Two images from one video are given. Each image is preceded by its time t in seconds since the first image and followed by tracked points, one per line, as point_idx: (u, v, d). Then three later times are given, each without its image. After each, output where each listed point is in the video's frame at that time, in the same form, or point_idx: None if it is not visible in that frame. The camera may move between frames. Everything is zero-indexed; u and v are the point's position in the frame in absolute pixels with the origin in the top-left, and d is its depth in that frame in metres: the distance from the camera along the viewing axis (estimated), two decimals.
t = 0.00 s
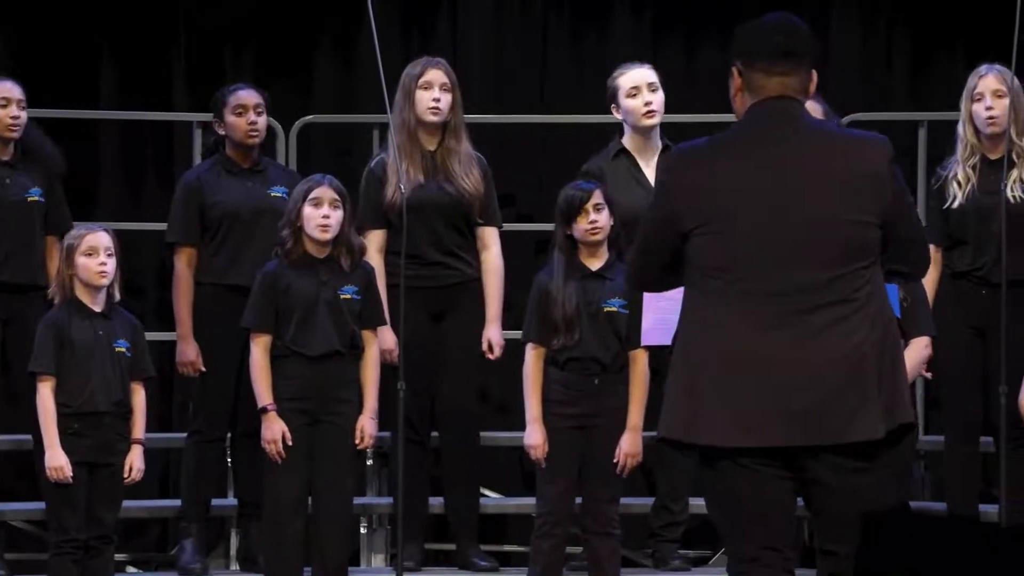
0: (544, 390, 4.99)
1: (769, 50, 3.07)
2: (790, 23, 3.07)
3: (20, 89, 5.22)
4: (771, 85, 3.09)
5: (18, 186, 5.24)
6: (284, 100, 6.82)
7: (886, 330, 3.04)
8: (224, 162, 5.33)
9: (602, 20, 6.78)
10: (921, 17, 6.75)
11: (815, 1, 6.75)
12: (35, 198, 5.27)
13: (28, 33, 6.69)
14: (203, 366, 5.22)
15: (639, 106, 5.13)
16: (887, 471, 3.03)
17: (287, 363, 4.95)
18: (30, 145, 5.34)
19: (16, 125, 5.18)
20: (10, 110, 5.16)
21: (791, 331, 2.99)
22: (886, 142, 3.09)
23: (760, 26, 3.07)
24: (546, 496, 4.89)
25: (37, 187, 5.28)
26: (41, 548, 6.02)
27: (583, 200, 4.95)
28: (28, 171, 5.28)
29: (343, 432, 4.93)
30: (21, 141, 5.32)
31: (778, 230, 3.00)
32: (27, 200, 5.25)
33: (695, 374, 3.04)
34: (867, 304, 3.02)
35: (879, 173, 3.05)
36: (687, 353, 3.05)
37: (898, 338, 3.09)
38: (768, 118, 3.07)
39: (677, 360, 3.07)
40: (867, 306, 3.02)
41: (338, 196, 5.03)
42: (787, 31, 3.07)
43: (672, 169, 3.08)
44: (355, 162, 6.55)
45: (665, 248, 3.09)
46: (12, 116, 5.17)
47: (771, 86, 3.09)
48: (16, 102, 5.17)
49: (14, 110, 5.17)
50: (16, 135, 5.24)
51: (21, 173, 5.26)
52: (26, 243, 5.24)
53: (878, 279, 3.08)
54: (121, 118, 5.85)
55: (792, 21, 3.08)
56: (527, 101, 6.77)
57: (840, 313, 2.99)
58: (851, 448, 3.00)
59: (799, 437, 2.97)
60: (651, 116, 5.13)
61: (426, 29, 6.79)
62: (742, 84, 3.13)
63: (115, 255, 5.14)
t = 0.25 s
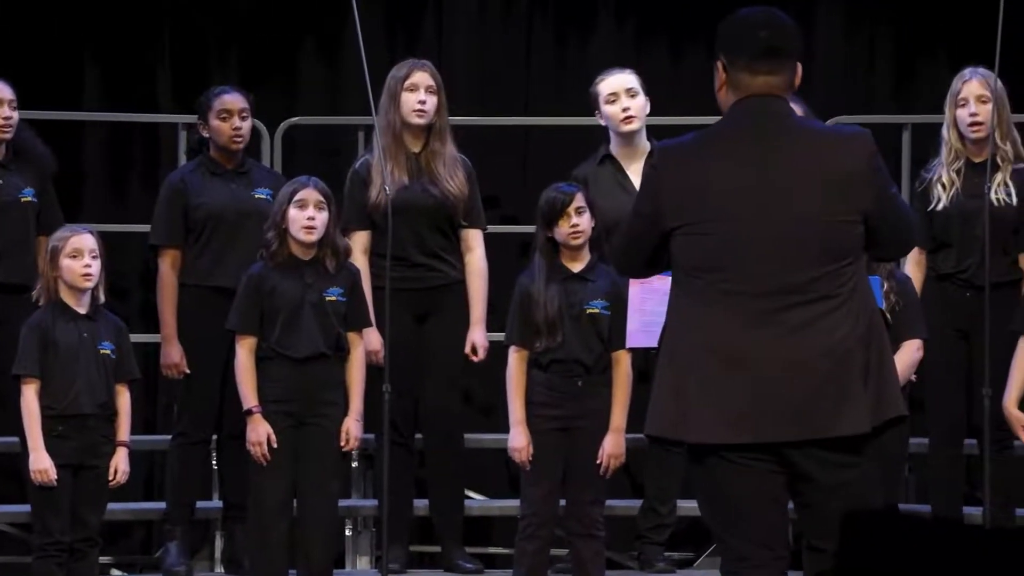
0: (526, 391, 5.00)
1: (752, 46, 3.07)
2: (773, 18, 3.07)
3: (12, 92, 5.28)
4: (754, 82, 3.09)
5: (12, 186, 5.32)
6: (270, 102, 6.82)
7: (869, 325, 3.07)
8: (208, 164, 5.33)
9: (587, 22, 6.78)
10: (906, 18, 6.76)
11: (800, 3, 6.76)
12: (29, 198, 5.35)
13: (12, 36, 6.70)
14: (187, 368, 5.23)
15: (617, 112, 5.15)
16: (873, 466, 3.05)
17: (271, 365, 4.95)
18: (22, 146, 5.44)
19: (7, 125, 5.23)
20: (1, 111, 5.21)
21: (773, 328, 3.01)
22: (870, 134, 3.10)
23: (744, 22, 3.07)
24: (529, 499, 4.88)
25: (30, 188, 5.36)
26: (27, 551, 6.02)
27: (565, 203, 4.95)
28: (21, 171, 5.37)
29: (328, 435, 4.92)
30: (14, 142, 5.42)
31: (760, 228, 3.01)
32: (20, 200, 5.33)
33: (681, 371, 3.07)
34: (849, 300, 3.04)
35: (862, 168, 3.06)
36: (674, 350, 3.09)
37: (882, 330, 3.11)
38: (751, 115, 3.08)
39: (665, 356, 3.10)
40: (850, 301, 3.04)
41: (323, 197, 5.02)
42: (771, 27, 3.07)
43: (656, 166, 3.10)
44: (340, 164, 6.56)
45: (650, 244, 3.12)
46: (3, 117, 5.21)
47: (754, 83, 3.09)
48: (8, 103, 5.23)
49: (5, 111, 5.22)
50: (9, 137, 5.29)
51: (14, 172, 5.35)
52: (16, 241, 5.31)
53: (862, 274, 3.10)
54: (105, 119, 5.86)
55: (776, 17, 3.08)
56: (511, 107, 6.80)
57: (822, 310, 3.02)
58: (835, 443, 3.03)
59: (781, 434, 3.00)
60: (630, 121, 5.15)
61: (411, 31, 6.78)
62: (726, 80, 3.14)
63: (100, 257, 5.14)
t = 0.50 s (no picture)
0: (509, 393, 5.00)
1: (754, 48, 3.08)
2: (774, 21, 3.08)
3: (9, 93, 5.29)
4: (753, 85, 3.11)
5: (10, 187, 5.33)
6: (255, 104, 6.82)
7: (864, 330, 3.09)
8: (192, 166, 5.32)
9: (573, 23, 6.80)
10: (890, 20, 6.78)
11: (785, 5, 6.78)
12: (25, 199, 5.36)
13: None
14: (171, 371, 5.24)
15: (595, 115, 5.16)
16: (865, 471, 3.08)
17: (257, 367, 4.95)
18: (19, 147, 5.46)
19: (5, 125, 5.23)
20: None
21: (772, 332, 3.02)
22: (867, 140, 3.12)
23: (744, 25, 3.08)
24: (513, 501, 4.89)
25: (27, 189, 5.37)
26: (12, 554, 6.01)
27: (548, 206, 4.96)
28: (17, 172, 5.39)
29: (313, 438, 4.92)
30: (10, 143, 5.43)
31: (758, 232, 3.02)
32: (18, 202, 5.34)
33: (676, 372, 3.09)
34: (845, 306, 3.06)
35: (858, 173, 3.07)
36: (668, 352, 3.10)
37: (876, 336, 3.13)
38: (749, 118, 3.10)
39: (659, 357, 3.12)
40: (846, 307, 3.06)
41: (309, 199, 5.02)
42: (772, 29, 3.08)
43: (653, 167, 3.11)
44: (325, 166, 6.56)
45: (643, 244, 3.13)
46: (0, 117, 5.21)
47: (754, 86, 3.11)
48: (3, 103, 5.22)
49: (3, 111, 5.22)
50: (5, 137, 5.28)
51: (11, 173, 5.36)
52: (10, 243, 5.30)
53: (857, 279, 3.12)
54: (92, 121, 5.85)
55: (776, 21, 3.09)
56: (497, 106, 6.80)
57: (818, 316, 3.03)
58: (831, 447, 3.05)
59: (776, 438, 3.02)
60: (609, 123, 5.16)
61: (397, 32, 6.80)
62: (725, 82, 3.15)
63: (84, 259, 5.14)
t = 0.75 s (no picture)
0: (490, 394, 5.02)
1: (764, 51, 3.00)
2: (787, 24, 3.01)
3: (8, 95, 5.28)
4: (763, 86, 3.02)
5: (8, 189, 5.31)
6: (241, 106, 6.83)
7: (864, 337, 3.01)
8: (178, 168, 5.32)
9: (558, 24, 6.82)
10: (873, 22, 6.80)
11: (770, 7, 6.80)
12: (24, 202, 5.34)
13: None
14: (158, 373, 5.21)
15: (577, 114, 5.14)
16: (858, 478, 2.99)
17: (242, 369, 4.94)
18: (16, 149, 5.43)
19: (5, 128, 5.22)
20: None
21: (779, 335, 2.93)
22: (875, 145, 3.03)
23: (759, 25, 3.01)
24: (496, 503, 4.89)
25: (25, 191, 5.35)
26: None
27: (532, 207, 4.93)
28: (16, 174, 5.37)
29: (299, 439, 4.91)
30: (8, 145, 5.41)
31: (766, 231, 2.93)
32: (15, 204, 5.32)
33: (676, 373, 2.97)
34: (850, 311, 2.98)
35: (869, 178, 2.99)
36: (668, 350, 2.99)
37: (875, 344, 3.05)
38: (759, 117, 3.00)
39: (658, 356, 3.01)
40: (850, 312, 2.98)
41: (294, 201, 5.00)
42: (786, 33, 3.01)
43: (657, 162, 3.00)
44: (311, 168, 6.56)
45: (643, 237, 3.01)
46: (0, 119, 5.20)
47: (764, 88, 3.02)
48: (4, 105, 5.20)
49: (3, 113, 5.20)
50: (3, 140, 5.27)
51: (10, 175, 5.35)
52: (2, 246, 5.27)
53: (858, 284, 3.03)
54: (78, 123, 5.84)
55: (790, 22, 3.02)
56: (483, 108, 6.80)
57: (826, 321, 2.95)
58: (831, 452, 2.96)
59: (784, 443, 2.92)
60: (590, 123, 5.13)
61: (382, 33, 6.81)
62: (734, 81, 3.07)
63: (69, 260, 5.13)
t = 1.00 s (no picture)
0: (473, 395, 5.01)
1: (774, 48, 2.97)
2: (800, 24, 2.98)
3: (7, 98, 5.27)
4: (772, 85, 2.99)
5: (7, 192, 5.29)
6: (226, 107, 6.83)
7: (867, 335, 2.99)
8: (162, 168, 5.31)
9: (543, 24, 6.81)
10: (859, 23, 6.80)
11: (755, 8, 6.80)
12: (22, 204, 5.32)
13: None
14: (142, 374, 5.20)
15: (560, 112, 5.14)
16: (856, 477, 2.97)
17: (227, 371, 4.94)
18: (15, 151, 5.39)
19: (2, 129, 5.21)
20: None
21: (788, 332, 2.90)
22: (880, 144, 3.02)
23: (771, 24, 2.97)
24: (479, 504, 4.88)
25: (22, 193, 5.33)
26: None
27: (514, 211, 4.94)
28: (12, 176, 5.33)
29: (283, 440, 4.90)
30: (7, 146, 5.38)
31: (775, 226, 2.89)
32: (14, 206, 5.29)
33: (682, 367, 2.93)
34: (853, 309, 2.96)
35: (875, 176, 2.97)
36: (672, 342, 2.94)
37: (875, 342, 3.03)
38: (768, 113, 2.96)
39: (660, 349, 2.96)
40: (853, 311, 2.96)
41: (279, 202, 5.00)
42: (797, 33, 2.98)
43: (667, 152, 2.95)
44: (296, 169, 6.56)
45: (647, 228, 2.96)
46: None
47: (773, 85, 2.99)
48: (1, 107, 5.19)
49: None
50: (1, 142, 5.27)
51: (7, 177, 5.31)
52: None
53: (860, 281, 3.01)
54: (64, 123, 5.84)
55: (803, 23, 2.99)
56: (469, 108, 6.79)
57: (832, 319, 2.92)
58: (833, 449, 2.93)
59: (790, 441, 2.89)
60: (573, 121, 5.13)
61: (367, 34, 6.80)
62: (743, 78, 3.03)
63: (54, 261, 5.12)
